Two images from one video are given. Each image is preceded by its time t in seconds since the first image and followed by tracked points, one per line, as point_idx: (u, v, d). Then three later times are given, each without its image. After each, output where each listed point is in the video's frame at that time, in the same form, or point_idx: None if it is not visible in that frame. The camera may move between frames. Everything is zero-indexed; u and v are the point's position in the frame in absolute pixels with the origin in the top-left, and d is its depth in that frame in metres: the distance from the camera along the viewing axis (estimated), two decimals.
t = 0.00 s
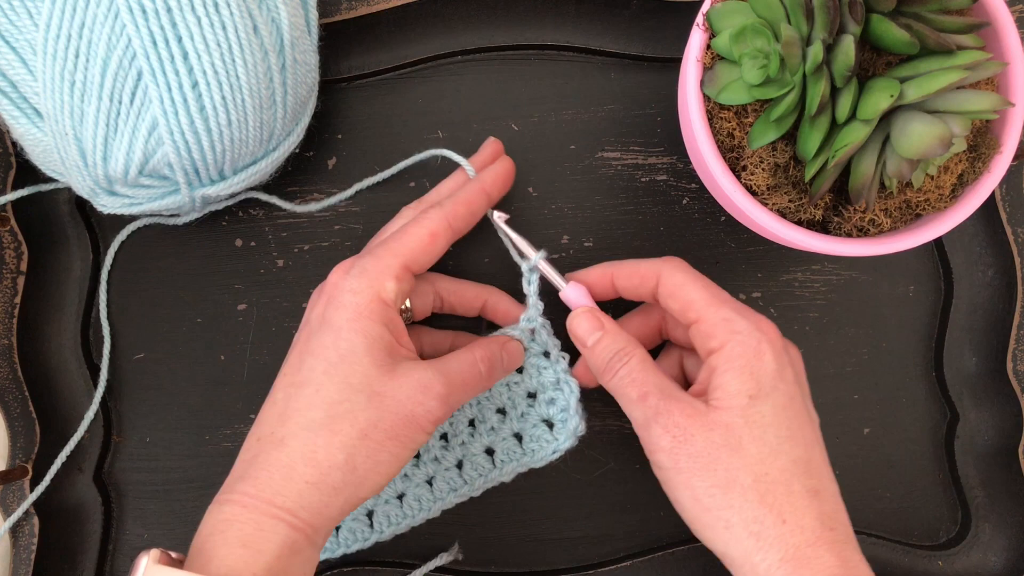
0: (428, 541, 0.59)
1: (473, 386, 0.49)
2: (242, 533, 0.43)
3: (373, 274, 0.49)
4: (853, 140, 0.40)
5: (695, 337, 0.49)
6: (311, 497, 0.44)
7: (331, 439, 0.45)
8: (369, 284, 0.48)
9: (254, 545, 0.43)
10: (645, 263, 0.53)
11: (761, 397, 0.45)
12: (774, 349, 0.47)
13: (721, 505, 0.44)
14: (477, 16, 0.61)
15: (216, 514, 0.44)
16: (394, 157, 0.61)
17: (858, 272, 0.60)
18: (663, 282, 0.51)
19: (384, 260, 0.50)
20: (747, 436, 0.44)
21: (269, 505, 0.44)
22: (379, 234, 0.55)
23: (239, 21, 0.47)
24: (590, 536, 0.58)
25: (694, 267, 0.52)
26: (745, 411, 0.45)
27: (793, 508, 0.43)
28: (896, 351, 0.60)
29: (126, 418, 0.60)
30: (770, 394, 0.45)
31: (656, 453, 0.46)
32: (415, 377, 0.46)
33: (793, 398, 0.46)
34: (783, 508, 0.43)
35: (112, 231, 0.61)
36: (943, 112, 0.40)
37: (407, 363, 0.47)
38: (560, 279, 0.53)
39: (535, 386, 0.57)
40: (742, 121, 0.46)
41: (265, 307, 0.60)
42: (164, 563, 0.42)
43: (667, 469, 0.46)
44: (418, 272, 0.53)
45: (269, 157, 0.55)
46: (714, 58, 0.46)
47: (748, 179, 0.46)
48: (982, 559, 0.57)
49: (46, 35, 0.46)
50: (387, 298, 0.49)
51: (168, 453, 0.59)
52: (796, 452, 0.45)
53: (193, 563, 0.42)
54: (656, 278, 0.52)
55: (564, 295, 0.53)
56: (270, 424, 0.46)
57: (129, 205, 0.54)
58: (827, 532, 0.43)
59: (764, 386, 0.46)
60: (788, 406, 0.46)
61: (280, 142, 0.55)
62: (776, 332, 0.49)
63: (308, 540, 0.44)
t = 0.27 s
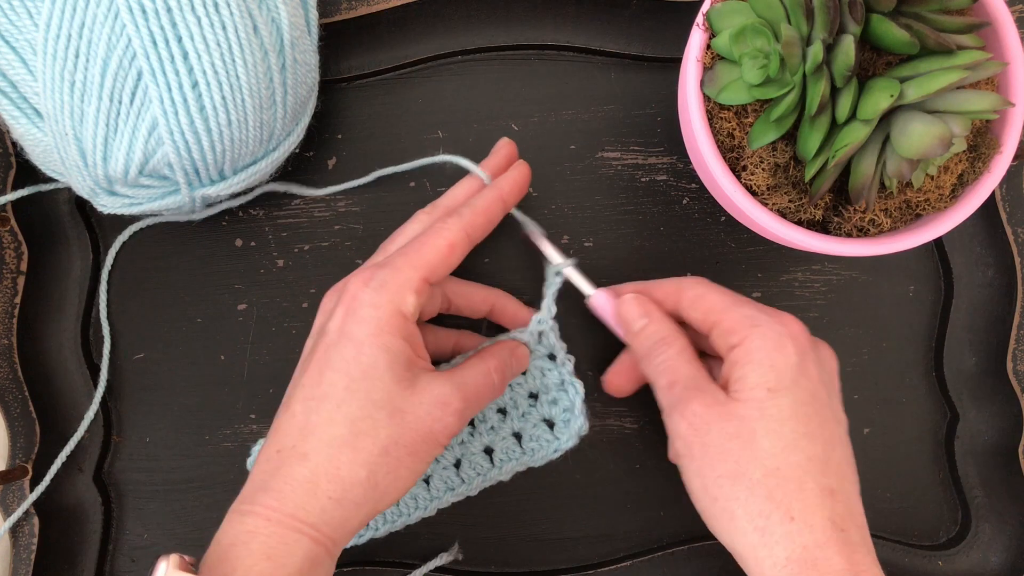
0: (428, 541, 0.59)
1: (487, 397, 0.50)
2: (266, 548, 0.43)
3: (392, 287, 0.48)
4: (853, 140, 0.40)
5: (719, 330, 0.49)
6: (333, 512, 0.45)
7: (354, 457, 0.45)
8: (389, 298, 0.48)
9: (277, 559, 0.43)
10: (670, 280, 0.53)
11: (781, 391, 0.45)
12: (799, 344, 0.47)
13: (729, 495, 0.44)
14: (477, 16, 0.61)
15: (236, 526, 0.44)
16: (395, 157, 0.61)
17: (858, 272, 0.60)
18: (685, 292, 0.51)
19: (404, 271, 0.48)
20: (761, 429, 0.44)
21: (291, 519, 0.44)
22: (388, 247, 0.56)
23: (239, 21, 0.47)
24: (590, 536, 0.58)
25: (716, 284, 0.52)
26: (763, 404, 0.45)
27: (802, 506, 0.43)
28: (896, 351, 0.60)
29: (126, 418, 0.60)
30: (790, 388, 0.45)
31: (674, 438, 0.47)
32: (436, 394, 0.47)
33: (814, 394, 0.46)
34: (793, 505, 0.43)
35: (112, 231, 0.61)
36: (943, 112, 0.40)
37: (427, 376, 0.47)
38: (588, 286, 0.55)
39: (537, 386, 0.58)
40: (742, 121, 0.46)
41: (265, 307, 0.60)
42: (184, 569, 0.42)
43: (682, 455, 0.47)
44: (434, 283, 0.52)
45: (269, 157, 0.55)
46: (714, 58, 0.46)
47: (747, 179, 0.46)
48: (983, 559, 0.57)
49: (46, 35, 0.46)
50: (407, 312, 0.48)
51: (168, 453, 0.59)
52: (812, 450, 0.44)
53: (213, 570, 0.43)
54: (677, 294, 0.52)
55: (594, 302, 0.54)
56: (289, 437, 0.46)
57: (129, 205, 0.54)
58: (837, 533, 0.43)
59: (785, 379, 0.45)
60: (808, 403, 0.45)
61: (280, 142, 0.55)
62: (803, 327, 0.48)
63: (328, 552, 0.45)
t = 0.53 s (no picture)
0: (428, 541, 0.59)
1: (480, 389, 0.49)
2: (260, 543, 0.43)
3: (378, 282, 0.49)
4: (853, 140, 0.40)
5: (728, 342, 0.49)
6: (327, 505, 0.45)
7: (346, 449, 0.45)
8: (375, 292, 0.48)
9: (272, 554, 0.43)
10: (683, 276, 0.53)
11: (786, 407, 0.45)
12: (808, 359, 0.46)
13: (730, 509, 0.44)
14: (477, 16, 0.61)
15: (233, 523, 0.44)
16: (395, 158, 0.61)
17: (858, 272, 0.60)
18: (698, 294, 0.51)
19: (389, 267, 0.49)
20: (763, 445, 0.44)
21: (286, 514, 0.44)
22: (384, 240, 0.56)
23: (239, 21, 0.47)
24: (590, 536, 0.58)
25: (730, 283, 0.52)
26: (767, 419, 0.45)
27: (804, 522, 0.43)
28: (896, 351, 0.60)
29: (126, 418, 0.60)
30: (796, 404, 0.45)
31: (676, 453, 0.47)
32: (424, 383, 0.46)
33: (821, 411, 0.45)
34: (795, 521, 0.43)
35: (112, 231, 0.61)
36: (943, 112, 0.40)
37: (416, 368, 0.47)
38: (594, 279, 0.55)
39: (536, 380, 0.57)
40: (742, 121, 0.46)
41: (265, 307, 0.60)
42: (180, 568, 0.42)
43: (684, 469, 0.47)
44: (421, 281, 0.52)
45: (269, 158, 0.55)
46: (714, 57, 0.46)
47: (748, 179, 0.46)
48: (983, 559, 0.57)
49: (46, 35, 0.46)
50: (393, 304, 0.48)
51: (168, 453, 0.59)
52: (816, 466, 0.44)
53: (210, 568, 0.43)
54: (691, 292, 0.52)
55: (597, 295, 0.54)
56: (282, 432, 0.46)
57: (129, 205, 0.54)
58: (839, 550, 0.43)
59: (791, 395, 0.45)
60: (813, 419, 0.45)
61: (280, 142, 0.55)
62: (814, 342, 0.48)
63: (324, 547, 0.45)
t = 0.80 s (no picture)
0: (428, 541, 0.59)
1: (480, 388, 0.49)
2: (259, 540, 0.43)
3: (378, 279, 0.49)
4: (853, 140, 0.40)
5: (741, 343, 0.49)
6: (325, 502, 0.45)
7: (344, 445, 0.45)
8: (375, 290, 0.48)
9: (271, 552, 0.43)
10: (694, 271, 0.53)
11: (796, 408, 0.45)
12: (821, 362, 0.46)
13: (739, 508, 0.44)
14: (477, 16, 0.61)
15: (233, 520, 0.44)
16: (395, 157, 0.61)
17: (858, 272, 0.60)
18: (711, 288, 0.51)
19: (389, 266, 0.49)
20: (773, 444, 0.44)
21: (285, 510, 0.44)
22: (390, 239, 0.57)
23: (239, 21, 0.47)
24: (590, 536, 0.58)
25: (743, 277, 0.52)
26: (776, 419, 0.45)
27: (813, 522, 0.43)
28: (896, 351, 0.60)
29: (126, 418, 0.60)
30: (806, 405, 0.45)
31: (683, 453, 0.47)
32: (422, 380, 0.47)
33: (832, 413, 0.45)
34: (804, 520, 0.43)
35: (112, 231, 0.61)
36: (943, 112, 0.40)
37: (415, 366, 0.47)
38: (596, 282, 0.55)
39: (537, 381, 0.57)
40: (742, 121, 0.46)
41: (265, 307, 0.60)
42: (178, 566, 0.42)
43: (692, 469, 0.47)
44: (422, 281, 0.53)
45: (269, 158, 0.55)
46: (714, 58, 0.46)
47: (748, 179, 0.46)
48: (983, 559, 0.57)
49: (46, 35, 0.46)
50: (394, 303, 0.48)
51: (168, 453, 0.59)
52: (825, 466, 0.44)
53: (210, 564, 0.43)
54: (704, 286, 0.52)
55: (600, 297, 0.55)
56: (282, 430, 0.46)
57: (129, 205, 0.54)
58: (847, 550, 0.43)
59: (801, 396, 0.45)
60: (823, 420, 0.45)
61: (280, 142, 0.55)
62: (827, 346, 0.47)
63: (324, 545, 0.45)
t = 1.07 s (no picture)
0: (428, 541, 0.59)
1: (481, 389, 0.49)
2: (258, 541, 0.43)
3: (381, 280, 0.49)
4: (853, 140, 0.40)
5: (753, 344, 0.49)
6: (326, 503, 0.45)
7: (345, 445, 0.45)
8: (377, 290, 0.48)
9: (270, 554, 0.43)
10: (704, 273, 0.53)
11: (808, 408, 0.45)
12: (834, 363, 0.46)
13: (749, 507, 0.44)
14: (477, 17, 0.61)
15: (233, 521, 0.44)
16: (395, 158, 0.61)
17: (858, 272, 0.60)
18: (722, 291, 0.51)
19: (392, 266, 0.49)
20: (784, 443, 0.44)
21: (286, 512, 0.44)
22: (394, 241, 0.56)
23: (239, 21, 0.47)
24: (590, 536, 0.58)
25: (753, 279, 0.52)
26: (788, 419, 0.45)
27: (824, 522, 0.43)
28: (896, 351, 0.60)
29: (126, 418, 0.60)
30: (818, 406, 0.45)
31: (692, 453, 0.47)
32: (424, 381, 0.47)
33: (844, 414, 0.45)
34: (815, 521, 0.43)
35: (112, 231, 0.61)
36: (943, 112, 0.40)
37: (417, 367, 0.47)
38: (601, 286, 0.55)
39: (540, 384, 0.57)
40: (742, 121, 0.46)
41: (265, 306, 0.60)
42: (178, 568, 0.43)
43: (702, 470, 0.47)
44: (424, 283, 0.53)
45: (269, 157, 0.55)
46: (714, 57, 0.46)
47: (748, 179, 0.46)
48: (983, 559, 0.57)
49: (46, 35, 0.46)
50: (396, 304, 0.48)
51: (168, 453, 0.59)
52: (836, 467, 0.44)
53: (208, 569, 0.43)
54: (715, 289, 0.52)
55: (606, 302, 0.55)
56: (282, 430, 0.46)
57: (129, 205, 0.54)
58: (858, 551, 0.42)
59: (813, 397, 0.45)
60: (835, 421, 0.45)
61: (280, 142, 0.55)
62: (841, 347, 0.47)
63: (323, 547, 0.45)
